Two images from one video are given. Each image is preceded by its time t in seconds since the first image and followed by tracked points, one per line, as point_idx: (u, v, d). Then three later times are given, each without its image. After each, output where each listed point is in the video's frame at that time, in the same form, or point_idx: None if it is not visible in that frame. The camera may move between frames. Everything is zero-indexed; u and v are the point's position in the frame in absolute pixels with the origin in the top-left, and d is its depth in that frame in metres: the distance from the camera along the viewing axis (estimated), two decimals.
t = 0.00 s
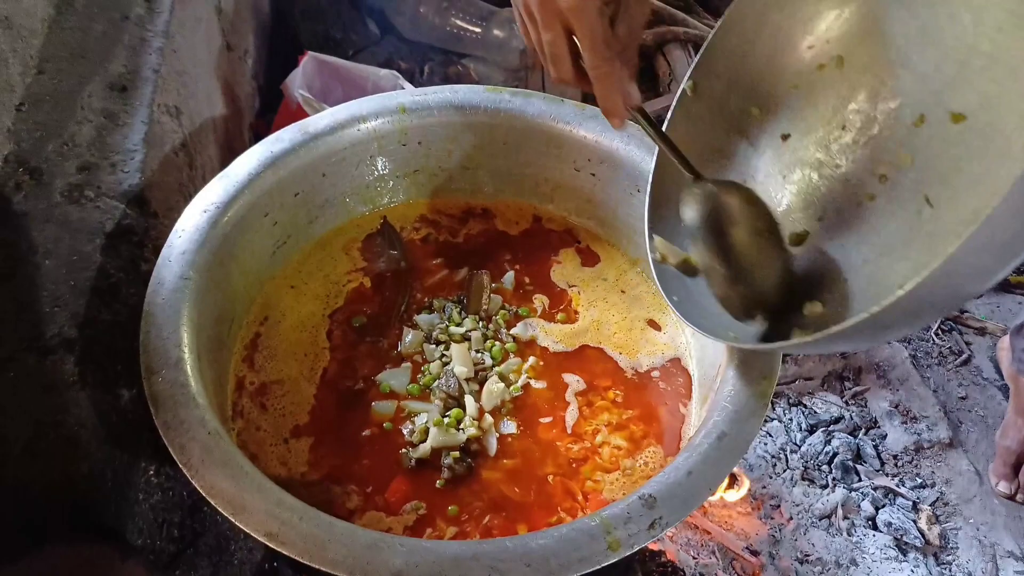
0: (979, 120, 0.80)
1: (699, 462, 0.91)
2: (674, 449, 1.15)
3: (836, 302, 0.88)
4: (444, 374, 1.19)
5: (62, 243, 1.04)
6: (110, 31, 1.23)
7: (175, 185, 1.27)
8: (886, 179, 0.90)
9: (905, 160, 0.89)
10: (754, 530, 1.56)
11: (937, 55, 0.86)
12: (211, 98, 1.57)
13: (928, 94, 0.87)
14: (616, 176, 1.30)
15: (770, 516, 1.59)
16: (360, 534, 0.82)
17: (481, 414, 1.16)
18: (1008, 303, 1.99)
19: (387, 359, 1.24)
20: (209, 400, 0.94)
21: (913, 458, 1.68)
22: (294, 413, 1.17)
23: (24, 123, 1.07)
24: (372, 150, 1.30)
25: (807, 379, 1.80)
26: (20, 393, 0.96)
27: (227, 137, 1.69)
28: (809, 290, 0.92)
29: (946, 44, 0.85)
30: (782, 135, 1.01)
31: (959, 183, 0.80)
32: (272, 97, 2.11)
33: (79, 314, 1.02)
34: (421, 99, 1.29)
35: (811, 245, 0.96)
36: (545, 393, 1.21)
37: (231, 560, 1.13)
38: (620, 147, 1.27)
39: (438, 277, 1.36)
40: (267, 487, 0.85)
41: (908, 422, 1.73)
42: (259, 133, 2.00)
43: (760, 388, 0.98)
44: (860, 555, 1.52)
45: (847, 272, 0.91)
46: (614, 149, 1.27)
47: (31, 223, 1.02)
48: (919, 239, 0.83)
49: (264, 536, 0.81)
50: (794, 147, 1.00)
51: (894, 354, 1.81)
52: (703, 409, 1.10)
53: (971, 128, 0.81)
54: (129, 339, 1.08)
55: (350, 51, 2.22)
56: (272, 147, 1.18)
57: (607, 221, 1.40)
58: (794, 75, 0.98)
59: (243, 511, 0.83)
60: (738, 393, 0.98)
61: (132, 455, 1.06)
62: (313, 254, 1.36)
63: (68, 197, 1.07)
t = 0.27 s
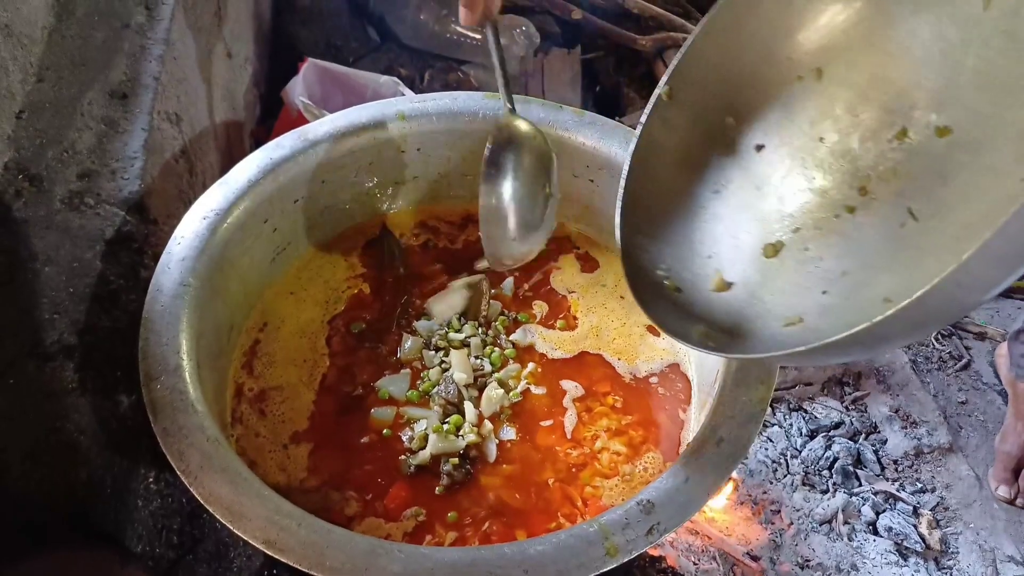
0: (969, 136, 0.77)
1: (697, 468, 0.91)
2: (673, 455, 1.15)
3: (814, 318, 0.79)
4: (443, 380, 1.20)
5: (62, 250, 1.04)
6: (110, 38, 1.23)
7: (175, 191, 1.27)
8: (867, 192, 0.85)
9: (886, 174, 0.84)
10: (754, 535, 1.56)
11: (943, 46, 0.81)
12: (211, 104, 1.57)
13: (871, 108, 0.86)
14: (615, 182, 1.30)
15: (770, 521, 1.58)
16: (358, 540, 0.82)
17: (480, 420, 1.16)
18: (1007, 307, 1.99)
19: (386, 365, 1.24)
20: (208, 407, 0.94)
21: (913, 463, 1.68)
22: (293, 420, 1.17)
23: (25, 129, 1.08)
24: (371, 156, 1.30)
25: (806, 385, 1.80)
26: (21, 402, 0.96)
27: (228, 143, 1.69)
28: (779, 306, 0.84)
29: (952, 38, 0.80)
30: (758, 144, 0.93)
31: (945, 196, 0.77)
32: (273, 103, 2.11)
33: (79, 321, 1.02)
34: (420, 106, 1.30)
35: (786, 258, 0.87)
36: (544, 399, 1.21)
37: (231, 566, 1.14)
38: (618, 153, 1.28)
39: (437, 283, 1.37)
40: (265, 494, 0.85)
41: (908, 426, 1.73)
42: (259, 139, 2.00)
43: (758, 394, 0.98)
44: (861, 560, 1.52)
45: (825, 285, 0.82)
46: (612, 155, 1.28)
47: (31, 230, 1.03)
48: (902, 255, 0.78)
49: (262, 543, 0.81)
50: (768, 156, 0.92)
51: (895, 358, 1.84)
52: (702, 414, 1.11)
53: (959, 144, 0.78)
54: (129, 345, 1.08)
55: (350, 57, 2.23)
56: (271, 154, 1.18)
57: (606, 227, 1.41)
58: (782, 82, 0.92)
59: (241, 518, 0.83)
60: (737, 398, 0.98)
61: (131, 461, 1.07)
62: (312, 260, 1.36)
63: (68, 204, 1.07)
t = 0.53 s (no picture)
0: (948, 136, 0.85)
1: (696, 473, 0.91)
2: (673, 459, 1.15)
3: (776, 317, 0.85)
4: (442, 386, 1.20)
5: (62, 257, 1.04)
6: (109, 45, 1.23)
7: (174, 198, 1.27)
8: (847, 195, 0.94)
9: (870, 176, 0.92)
10: (755, 539, 1.56)
11: (945, 49, 0.87)
12: (211, 110, 1.58)
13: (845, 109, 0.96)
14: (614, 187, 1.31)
15: (771, 524, 1.58)
16: (357, 546, 0.82)
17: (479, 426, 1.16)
18: (1006, 309, 1.99)
19: (385, 371, 1.24)
20: (207, 414, 0.94)
21: (914, 465, 1.68)
22: (292, 426, 1.17)
23: (23, 135, 1.06)
24: (369, 162, 1.30)
25: (806, 388, 1.80)
26: (20, 404, 0.96)
27: (227, 149, 1.70)
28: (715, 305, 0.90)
29: (944, 42, 0.87)
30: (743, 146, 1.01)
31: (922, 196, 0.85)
32: (272, 109, 2.12)
33: (78, 328, 1.03)
34: (418, 111, 1.30)
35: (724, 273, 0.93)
36: (544, 404, 1.21)
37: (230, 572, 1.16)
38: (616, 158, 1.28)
39: (436, 288, 1.37)
40: (264, 500, 0.85)
41: (908, 429, 1.73)
42: (258, 145, 2.01)
43: (756, 399, 0.98)
44: (862, 564, 1.52)
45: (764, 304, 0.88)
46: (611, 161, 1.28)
47: (31, 237, 1.02)
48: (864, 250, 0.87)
49: (261, 549, 0.81)
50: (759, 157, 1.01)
51: (895, 361, 1.84)
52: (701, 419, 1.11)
53: (937, 143, 0.86)
54: (127, 351, 1.09)
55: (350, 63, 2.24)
56: (270, 160, 1.18)
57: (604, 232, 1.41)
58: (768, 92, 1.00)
59: (240, 525, 0.83)
60: (735, 402, 0.98)
61: (130, 468, 1.08)
62: (311, 266, 1.36)
63: (67, 211, 1.07)
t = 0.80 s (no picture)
0: None
1: (695, 475, 0.91)
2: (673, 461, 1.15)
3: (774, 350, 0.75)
4: (443, 389, 1.20)
5: (63, 261, 1.04)
6: (110, 49, 1.24)
7: (176, 202, 1.27)
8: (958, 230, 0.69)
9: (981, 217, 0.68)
10: (756, 541, 1.56)
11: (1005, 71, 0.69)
12: (211, 114, 1.58)
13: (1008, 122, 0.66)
14: (613, 189, 1.31)
15: (772, 526, 1.58)
16: (358, 549, 0.82)
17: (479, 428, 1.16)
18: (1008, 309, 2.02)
19: (385, 374, 1.24)
20: (208, 417, 0.94)
21: (915, 467, 1.68)
22: (292, 429, 1.17)
23: (25, 140, 1.08)
24: (370, 166, 1.31)
25: (807, 389, 1.78)
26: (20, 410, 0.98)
27: (228, 153, 1.70)
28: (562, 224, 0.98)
29: None
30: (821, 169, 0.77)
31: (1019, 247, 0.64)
32: (272, 112, 2.12)
33: (79, 331, 1.03)
34: (418, 114, 1.30)
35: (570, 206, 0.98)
36: (544, 406, 1.21)
37: None
38: (615, 161, 1.29)
39: (436, 290, 1.37)
40: (264, 503, 0.85)
41: (909, 431, 1.72)
42: (259, 149, 2.01)
43: (756, 400, 0.98)
44: (863, 566, 1.52)
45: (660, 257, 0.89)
46: (610, 163, 1.29)
47: (32, 243, 1.03)
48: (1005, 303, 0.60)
49: (262, 552, 0.81)
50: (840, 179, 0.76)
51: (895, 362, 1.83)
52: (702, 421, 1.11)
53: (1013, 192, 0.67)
54: (128, 355, 1.09)
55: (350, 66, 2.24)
56: (271, 163, 1.18)
57: (603, 233, 1.41)
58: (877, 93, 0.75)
59: (241, 528, 0.83)
60: (735, 404, 0.98)
61: (131, 471, 1.08)
62: (312, 268, 1.36)
63: (69, 216, 1.08)
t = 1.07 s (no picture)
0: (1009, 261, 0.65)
1: (694, 475, 0.91)
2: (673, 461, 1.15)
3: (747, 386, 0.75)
4: (443, 390, 1.20)
5: (64, 263, 1.05)
6: (111, 51, 1.24)
7: (177, 204, 1.28)
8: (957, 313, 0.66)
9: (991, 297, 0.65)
10: (757, 542, 1.55)
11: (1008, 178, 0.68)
12: (212, 116, 1.58)
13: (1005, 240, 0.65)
14: (612, 189, 1.31)
15: (774, 527, 1.58)
16: (359, 549, 0.82)
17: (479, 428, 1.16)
18: (1009, 312, 2.08)
19: (385, 375, 1.24)
20: (209, 418, 0.95)
21: (916, 468, 1.68)
22: (293, 430, 1.17)
23: (26, 142, 1.10)
24: (369, 167, 1.31)
25: (808, 391, 1.81)
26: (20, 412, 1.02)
27: (228, 155, 1.71)
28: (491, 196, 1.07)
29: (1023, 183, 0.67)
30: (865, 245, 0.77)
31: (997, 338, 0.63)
32: (272, 114, 2.12)
33: (80, 333, 1.03)
34: (418, 116, 1.30)
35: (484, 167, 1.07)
36: (544, 405, 1.21)
37: None
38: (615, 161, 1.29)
39: (436, 291, 1.37)
40: (265, 502, 0.86)
41: (910, 432, 1.73)
42: (259, 150, 2.02)
43: (756, 400, 0.98)
44: (864, 567, 1.52)
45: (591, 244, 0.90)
46: (610, 163, 1.29)
47: (34, 244, 1.05)
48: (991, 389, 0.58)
49: (262, 552, 0.81)
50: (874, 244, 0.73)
51: (896, 364, 1.85)
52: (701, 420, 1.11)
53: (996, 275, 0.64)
54: (129, 357, 1.08)
55: (350, 68, 2.25)
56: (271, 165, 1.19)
57: (603, 234, 1.40)
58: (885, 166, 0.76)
59: (242, 528, 0.83)
60: (734, 405, 0.98)
61: (131, 473, 1.09)
62: (312, 270, 1.36)
63: (70, 218, 1.08)
